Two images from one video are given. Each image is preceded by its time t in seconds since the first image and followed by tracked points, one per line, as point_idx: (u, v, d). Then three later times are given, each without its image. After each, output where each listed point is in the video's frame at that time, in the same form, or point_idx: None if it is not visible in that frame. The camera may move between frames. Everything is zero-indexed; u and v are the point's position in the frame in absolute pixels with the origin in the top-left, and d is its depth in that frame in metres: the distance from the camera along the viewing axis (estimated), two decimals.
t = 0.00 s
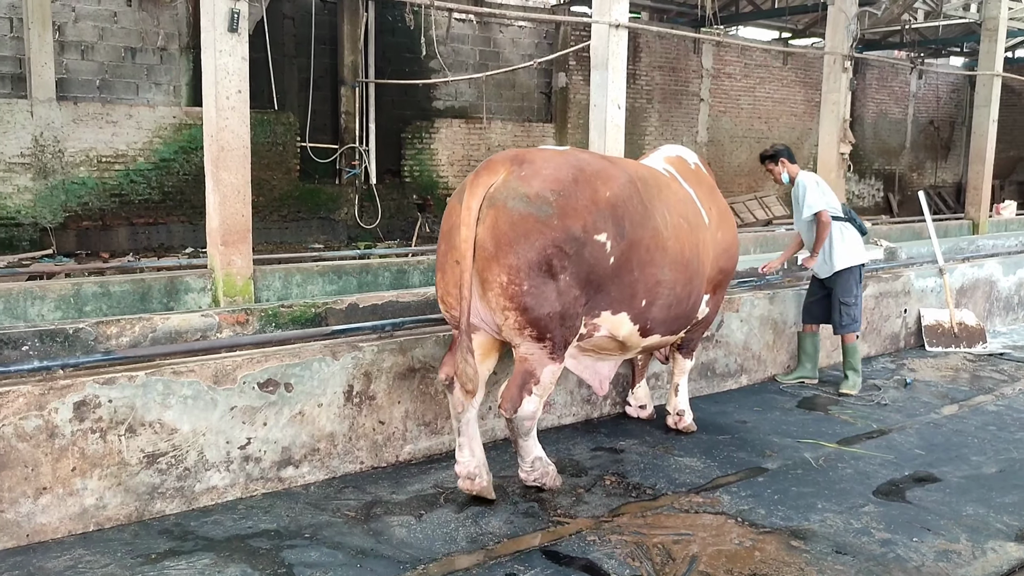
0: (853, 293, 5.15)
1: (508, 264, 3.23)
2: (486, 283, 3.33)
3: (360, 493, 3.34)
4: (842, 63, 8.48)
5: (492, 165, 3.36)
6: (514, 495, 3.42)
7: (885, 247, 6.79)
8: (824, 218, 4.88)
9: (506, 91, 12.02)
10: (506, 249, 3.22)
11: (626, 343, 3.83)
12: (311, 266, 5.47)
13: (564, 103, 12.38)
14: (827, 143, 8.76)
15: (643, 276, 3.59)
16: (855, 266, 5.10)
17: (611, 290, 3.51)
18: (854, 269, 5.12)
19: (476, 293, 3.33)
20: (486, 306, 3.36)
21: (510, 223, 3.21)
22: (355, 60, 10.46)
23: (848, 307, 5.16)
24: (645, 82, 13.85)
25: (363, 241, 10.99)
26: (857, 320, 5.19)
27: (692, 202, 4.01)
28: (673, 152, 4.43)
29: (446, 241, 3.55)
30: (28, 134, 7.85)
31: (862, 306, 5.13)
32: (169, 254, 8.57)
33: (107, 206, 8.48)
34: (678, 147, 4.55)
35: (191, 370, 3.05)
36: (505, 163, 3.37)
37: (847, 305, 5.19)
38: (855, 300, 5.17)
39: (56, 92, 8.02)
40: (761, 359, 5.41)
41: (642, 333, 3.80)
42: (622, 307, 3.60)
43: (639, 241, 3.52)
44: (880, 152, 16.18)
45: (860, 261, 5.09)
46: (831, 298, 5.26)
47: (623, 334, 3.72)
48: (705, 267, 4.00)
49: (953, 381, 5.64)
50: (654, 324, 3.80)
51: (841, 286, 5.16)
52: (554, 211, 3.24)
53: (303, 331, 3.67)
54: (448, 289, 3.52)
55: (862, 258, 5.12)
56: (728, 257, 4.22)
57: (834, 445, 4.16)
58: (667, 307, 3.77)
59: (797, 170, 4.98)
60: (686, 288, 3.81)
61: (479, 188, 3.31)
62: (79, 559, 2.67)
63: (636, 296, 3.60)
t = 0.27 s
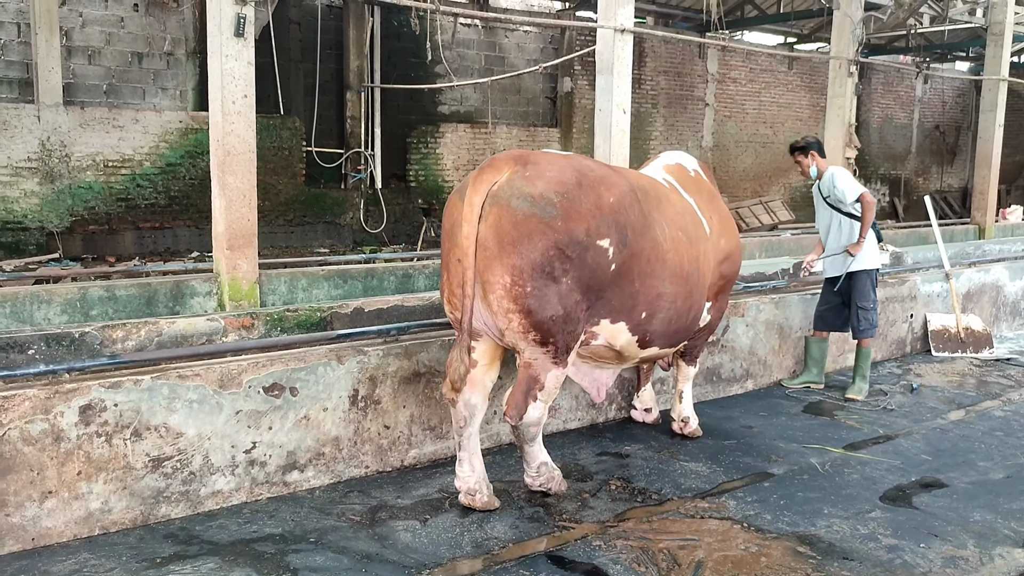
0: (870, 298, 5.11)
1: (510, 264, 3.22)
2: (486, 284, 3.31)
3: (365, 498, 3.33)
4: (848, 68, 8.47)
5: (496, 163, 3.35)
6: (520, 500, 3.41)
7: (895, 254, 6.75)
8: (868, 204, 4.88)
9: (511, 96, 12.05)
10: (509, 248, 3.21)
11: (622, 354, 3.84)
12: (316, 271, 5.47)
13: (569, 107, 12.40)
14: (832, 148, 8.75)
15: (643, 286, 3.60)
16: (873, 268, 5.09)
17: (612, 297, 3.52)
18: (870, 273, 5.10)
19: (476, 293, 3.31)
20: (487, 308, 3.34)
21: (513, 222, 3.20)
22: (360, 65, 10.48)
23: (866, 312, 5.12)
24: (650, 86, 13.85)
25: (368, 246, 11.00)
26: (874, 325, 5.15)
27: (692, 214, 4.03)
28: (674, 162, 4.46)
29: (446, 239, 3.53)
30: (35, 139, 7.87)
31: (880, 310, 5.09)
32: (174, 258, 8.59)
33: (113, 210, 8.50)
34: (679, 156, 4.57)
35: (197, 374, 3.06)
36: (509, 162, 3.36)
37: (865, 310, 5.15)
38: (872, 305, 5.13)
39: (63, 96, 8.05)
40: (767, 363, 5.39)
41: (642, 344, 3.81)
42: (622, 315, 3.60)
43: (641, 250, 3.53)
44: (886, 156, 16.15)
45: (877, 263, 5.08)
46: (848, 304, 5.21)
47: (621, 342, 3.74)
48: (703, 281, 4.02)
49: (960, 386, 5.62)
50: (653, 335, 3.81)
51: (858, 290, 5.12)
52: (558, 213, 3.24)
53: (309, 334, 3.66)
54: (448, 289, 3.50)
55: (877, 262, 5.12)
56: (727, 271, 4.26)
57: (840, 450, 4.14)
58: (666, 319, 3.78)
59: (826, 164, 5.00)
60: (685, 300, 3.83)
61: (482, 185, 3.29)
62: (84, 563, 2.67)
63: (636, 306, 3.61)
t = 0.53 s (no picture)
0: (884, 299, 5.06)
1: (509, 267, 3.18)
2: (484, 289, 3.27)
3: (372, 498, 3.30)
4: (858, 66, 8.42)
5: (491, 164, 3.30)
6: (528, 501, 3.37)
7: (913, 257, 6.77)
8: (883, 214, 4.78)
9: (519, 95, 12.03)
10: (506, 252, 3.16)
11: (629, 355, 3.84)
12: (323, 270, 5.44)
13: (577, 107, 12.37)
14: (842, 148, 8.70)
15: (644, 286, 3.58)
16: (888, 270, 5.05)
17: (612, 298, 3.49)
18: (884, 276, 5.05)
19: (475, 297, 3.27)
20: (487, 311, 3.30)
21: (510, 225, 3.16)
22: (367, 64, 10.46)
23: (878, 313, 5.07)
24: (658, 86, 13.80)
25: (375, 246, 10.98)
26: (886, 327, 5.10)
27: (690, 211, 4.02)
28: (673, 164, 4.46)
29: (441, 241, 3.48)
30: (43, 138, 7.86)
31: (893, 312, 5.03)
32: (181, 257, 8.58)
33: (120, 210, 8.49)
34: (681, 155, 4.60)
35: (203, 373, 3.03)
36: (504, 163, 3.32)
37: (877, 311, 5.10)
38: (885, 306, 5.08)
39: (71, 96, 8.05)
40: (777, 364, 5.34)
41: (646, 346, 3.82)
42: (623, 317, 3.58)
43: (640, 250, 3.50)
44: (895, 157, 16.07)
45: (892, 268, 5.03)
46: (862, 305, 5.16)
47: (627, 345, 3.74)
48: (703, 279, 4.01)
49: (973, 387, 5.55)
50: (659, 335, 3.81)
51: (872, 291, 5.08)
52: (555, 214, 3.19)
53: (315, 333, 3.64)
54: (445, 293, 3.46)
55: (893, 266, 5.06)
56: (730, 271, 4.27)
57: (852, 452, 4.09)
58: (667, 318, 3.78)
59: (854, 161, 4.95)
60: (685, 299, 3.82)
61: (477, 187, 3.25)
62: (89, 563, 2.64)
63: (636, 306, 3.60)
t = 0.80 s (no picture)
0: (884, 296, 5.01)
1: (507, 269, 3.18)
2: (483, 290, 3.30)
3: (374, 493, 3.30)
4: (867, 63, 8.37)
5: (483, 165, 3.29)
6: (530, 496, 3.36)
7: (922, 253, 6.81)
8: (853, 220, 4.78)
9: (527, 92, 12.03)
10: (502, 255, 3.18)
11: (620, 356, 3.85)
12: (328, 266, 5.45)
13: (585, 104, 12.35)
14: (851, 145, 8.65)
15: (647, 282, 3.55)
16: (888, 268, 4.97)
17: (619, 296, 3.45)
18: (885, 273, 4.99)
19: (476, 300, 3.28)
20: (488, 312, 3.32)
21: (505, 227, 3.16)
22: (375, 61, 10.51)
23: (877, 310, 5.03)
24: (667, 83, 13.76)
25: (383, 243, 10.99)
26: (886, 324, 5.04)
27: (688, 205, 4.00)
28: (672, 161, 4.46)
29: (438, 243, 3.49)
30: (52, 135, 7.90)
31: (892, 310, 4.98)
32: (189, 254, 8.61)
33: (129, 207, 8.52)
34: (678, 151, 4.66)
35: (205, 367, 3.04)
36: (496, 164, 3.30)
37: (878, 308, 5.05)
38: (886, 303, 5.03)
39: (80, 93, 8.09)
40: (783, 361, 5.31)
41: (641, 345, 3.82)
42: (629, 314, 3.56)
43: (641, 245, 3.47)
44: (906, 155, 15.97)
45: (890, 267, 4.96)
46: (864, 301, 5.13)
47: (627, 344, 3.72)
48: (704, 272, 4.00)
49: (981, 385, 5.51)
50: (653, 335, 3.80)
51: (872, 288, 5.04)
52: (551, 214, 3.18)
53: (318, 328, 3.63)
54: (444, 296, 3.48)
55: (895, 265, 4.97)
56: (731, 266, 4.28)
57: (857, 449, 4.07)
58: (670, 313, 3.76)
59: (857, 158, 4.89)
60: (684, 295, 3.81)
61: (469, 189, 3.24)
62: (90, 556, 2.65)
63: (640, 302, 3.57)
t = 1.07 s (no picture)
0: (877, 289, 4.92)
1: (503, 266, 3.14)
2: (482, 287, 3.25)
3: (364, 487, 3.29)
4: (877, 57, 8.29)
5: (477, 160, 3.25)
6: (522, 491, 3.34)
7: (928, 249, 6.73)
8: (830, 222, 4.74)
9: (536, 88, 12.00)
10: (498, 251, 3.13)
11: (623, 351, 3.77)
12: (329, 260, 5.45)
13: (595, 100, 12.31)
14: (861, 140, 8.56)
15: (647, 274, 3.48)
16: (877, 263, 4.89)
17: (620, 290, 3.37)
18: (877, 267, 4.91)
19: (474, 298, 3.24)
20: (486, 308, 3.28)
21: (499, 223, 3.12)
22: (383, 57, 10.44)
23: (871, 304, 4.95)
24: (678, 79, 13.68)
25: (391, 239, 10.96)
26: (882, 318, 4.96)
27: (687, 195, 3.93)
28: (671, 154, 4.40)
29: (434, 241, 3.47)
30: (59, 131, 7.94)
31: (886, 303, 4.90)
32: (196, 249, 8.63)
33: (136, 202, 8.54)
34: (676, 143, 4.60)
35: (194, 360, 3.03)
36: (490, 158, 3.26)
37: (872, 302, 4.97)
38: (879, 297, 4.94)
39: (87, 89, 8.12)
40: (786, 357, 5.25)
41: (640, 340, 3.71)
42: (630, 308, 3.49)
43: (640, 236, 3.39)
44: (921, 151, 15.80)
45: (879, 262, 4.87)
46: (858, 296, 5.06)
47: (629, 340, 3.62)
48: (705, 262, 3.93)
49: (988, 383, 5.43)
50: (652, 328, 3.68)
51: (864, 282, 4.97)
52: (545, 207, 3.13)
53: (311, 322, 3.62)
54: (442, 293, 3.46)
55: (885, 259, 4.88)
56: (732, 256, 4.23)
57: (856, 446, 4.02)
58: (672, 305, 3.67)
59: (837, 156, 4.80)
60: (686, 285, 3.72)
61: (463, 186, 3.20)
62: (75, 548, 2.66)
63: (641, 295, 3.50)
